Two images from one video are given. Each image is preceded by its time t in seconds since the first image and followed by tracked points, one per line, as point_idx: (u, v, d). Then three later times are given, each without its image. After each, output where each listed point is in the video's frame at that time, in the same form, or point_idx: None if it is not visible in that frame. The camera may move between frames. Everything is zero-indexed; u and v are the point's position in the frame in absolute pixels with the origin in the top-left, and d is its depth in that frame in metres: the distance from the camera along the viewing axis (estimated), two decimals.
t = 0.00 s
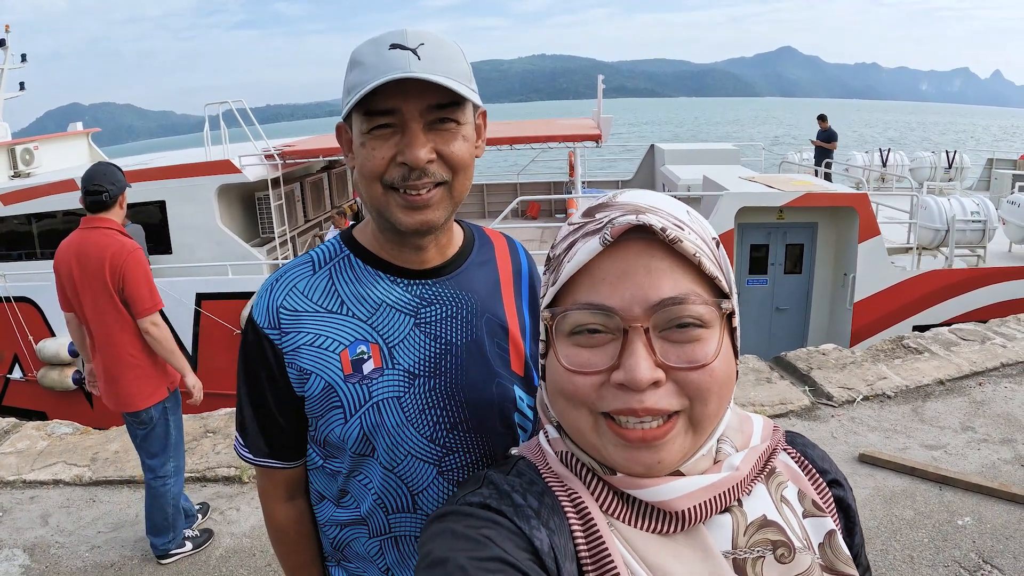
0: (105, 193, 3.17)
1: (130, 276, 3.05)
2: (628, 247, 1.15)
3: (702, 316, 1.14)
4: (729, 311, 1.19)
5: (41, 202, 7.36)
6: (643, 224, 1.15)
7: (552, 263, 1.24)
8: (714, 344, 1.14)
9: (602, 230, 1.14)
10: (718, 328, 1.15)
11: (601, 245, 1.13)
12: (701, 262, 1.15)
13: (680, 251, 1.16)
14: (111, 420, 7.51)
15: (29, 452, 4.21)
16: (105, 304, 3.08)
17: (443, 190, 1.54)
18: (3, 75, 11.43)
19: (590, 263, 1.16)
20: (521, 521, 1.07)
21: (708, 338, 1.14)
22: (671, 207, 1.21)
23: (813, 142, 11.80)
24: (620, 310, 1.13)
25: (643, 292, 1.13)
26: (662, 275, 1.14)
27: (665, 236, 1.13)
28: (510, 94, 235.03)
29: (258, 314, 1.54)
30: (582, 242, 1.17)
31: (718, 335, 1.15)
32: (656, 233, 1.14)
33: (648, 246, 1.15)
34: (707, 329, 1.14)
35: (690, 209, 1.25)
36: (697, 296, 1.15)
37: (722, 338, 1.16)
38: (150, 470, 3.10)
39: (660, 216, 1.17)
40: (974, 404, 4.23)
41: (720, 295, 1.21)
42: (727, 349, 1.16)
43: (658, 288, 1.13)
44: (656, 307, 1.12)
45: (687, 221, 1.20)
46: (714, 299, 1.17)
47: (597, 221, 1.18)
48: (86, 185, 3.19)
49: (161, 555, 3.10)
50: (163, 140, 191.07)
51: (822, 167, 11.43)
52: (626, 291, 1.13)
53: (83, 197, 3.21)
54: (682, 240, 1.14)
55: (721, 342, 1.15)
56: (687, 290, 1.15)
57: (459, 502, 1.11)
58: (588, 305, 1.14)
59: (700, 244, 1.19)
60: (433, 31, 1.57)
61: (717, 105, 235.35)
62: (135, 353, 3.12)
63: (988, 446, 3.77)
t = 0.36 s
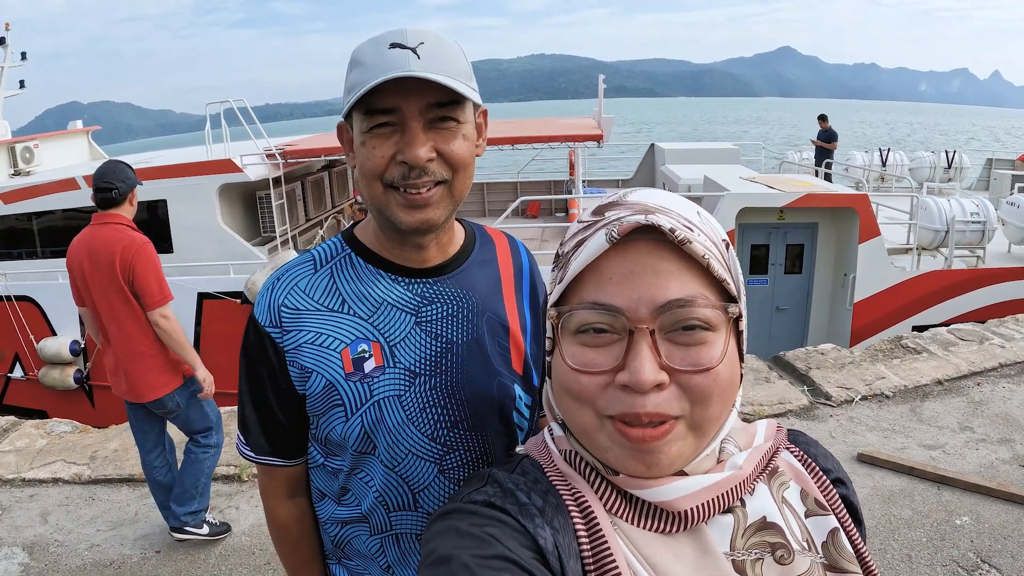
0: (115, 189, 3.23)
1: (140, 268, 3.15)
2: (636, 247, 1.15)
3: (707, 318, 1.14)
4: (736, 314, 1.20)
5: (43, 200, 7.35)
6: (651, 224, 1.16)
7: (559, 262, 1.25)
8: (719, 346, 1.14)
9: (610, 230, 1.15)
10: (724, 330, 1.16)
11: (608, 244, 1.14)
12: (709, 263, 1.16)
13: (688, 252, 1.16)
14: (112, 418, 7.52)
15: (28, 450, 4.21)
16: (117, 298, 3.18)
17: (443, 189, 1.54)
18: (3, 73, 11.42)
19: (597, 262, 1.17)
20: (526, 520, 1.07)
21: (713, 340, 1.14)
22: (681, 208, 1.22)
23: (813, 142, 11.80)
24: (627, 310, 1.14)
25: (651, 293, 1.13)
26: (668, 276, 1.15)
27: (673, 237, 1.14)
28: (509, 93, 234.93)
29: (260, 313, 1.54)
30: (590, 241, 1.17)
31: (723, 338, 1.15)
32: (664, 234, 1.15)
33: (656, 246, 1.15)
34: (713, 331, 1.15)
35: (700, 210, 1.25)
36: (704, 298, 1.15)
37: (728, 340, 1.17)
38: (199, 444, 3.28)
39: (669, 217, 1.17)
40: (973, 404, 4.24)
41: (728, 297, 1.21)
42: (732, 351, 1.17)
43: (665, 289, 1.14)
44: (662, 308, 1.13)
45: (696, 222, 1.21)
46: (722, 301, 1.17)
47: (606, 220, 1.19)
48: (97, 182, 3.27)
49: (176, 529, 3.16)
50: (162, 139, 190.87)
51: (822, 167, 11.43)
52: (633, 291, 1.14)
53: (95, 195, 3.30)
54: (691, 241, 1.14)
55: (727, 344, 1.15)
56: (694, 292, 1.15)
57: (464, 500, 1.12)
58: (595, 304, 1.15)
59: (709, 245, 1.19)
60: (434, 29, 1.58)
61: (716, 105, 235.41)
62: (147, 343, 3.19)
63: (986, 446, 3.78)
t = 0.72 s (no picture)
0: (143, 184, 3.24)
1: (166, 265, 3.15)
2: (627, 242, 1.15)
3: (700, 313, 1.14)
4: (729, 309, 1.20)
5: (42, 199, 7.34)
6: (643, 220, 1.15)
7: (552, 260, 1.24)
8: (712, 341, 1.14)
9: (601, 226, 1.15)
10: (717, 325, 1.16)
11: (600, 241, 1.14)
12: (700, 258, 1.16)
13: (680, 247, 1.16)
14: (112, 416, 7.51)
15: (26, 448, 4.20)
16: (142, 292, 3.17)
17: (440, 187, 1.54)
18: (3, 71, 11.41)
19: (589, 259, 1.17)
20: (521, 517, 1.07)
21: (706, 334, 1.14)
22: (673, 203, 1.22)
23: (813, 142, 11.81)
24: (618, 304, 1.13)
25: (642, 287, 1.13)
26: (661, 271, 1.15)
27: (665, 232, 1.14)
28: (509, 93, 234.91)
29: (257, 311, 1.54)
30: (582, 236, 1.17)
31: (716, 333, 1.15)
32: (655, 229, 1.15)
33: (647, 242, 1.15)
34: (705, 326, 1.15)
35: (692, 206, 1.25)
36: (695, 292, 1.15)
37: (721, 335, 1.16)
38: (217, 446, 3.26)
39: (661, 212, 1.17)
40: (971, 405, 4.24)
41: (720, 292, 1.21)
42: (726, 346, 1.17)
43: (656, 283, 1.14)
44: (653, 302, 1.13)
45: (688, 217, 1.21)
46: (714, 296, 1.17)
47: (597, 217, 1.19)
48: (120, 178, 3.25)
49: (248, 529, 3.22)
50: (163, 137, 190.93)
51: (822, 167, 11.43)
52: (624, 287, 1.13)
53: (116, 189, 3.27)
54: (681, 236, 1.14)
55: (720, 339, 1.15)
56: (686, 287, 1.15)
57: (460, 498, 1.12)
58: (587, 300, 1.14)
59: (700, 240, 1.19)
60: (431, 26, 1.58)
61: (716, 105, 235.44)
62: (169, 339, 3.19)
63: (984, 447, 3.78)
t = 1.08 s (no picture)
0: (187, 177, 3.26)
1: (213, 259, 3.15)
2: (630, 245, 1.15)
3: (702, 316, 1.14)
4: (731, 312, 1.19)
5: (38, 199, 7.36)
6: (645, 221, 1.15)
7: (554, 263, 1.24)
8: (714, 343, 1.14)
9: (603, 228, 1.15)
10: (719, 328, 1.15)
11: (602, 243, 1.13)
12: (702, 261, 1.15)
13: (681, 249, 1.16)
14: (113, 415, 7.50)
15: (24, 448, 4.20)
16: (185, 286, 3.15)
17: (443, 192, 1.53)
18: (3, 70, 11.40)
19: (592, 261, 1.16)
20: (523, 520, 1.07)
21: (708, 337, 1.14)
22: (675, 206, 1.21)
23: (813, 142, 11.82)
24: (620, 308, 1.13)
25: (644, 291, 1.13)
26: (662, 273, 1.14)
27: (667, 234, 1.13)
28: (509, 93, 234.88)
29: (259, 314, 1.54)
30: (584, 240, 1.17)
31: (718, 335, 1.15)
32: (657, 231, 1.15)
33: (649, 244, 1.15)
34: (707, 328, 1.14)
35: (693, 208, 1.25)
36: (698, 295, 1.15)
37: (723, 337, 1.16)
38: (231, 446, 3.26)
39: (662, 214, 1.17)
40: (970, 405, 4.24)
41: (722, 295, 1.20)
42: (728, 348, 1.16)
43: (658, 286, 1.13)
44: (656, 306, 1.12)
45: (689, 220, 1.20)
46: (716, 299, 1.17)
47: (599, 219, 1.19)
48: (163, 170, 3.27)
49: (249, 530, 3.21)
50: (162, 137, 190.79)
51: (822, 167, 11.43)
52: (626, 290, 1.13)
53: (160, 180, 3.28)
54: (684, 238, 1.14)
55: (722, 341, 1.15)
56: (688, 290, 1.15)
57: (462, 500, 1.12)
58: (589, 303, 1.14)
59: (702, 242, 1.19)
60: (435, 28, 1.58)
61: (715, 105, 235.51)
62: (211, 335, 3.20)
63: (983, 447, 3.78)
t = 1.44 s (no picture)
0: (228, 171, 3.35)
1: (247, 256, 3.18)
2: (639, 242, 1.15)
3: (708, 314, 1.14)
4: (737, 309, 1.19)
5: (37, 198, 7.40)
6: (654, 220, 1.15)
7: (563, 261, 1.24)
8: (720, 341, 1.14)
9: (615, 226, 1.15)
10: (725, 325, 1.15)
11: (612, 242, 1.14)
12: (710, 259, 1.16)
13: (688, 247, 1.16)
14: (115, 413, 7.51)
15: (24, 447, 4.20)
16: (213, 281, 3.14)
17: (456, 209, 1.51)
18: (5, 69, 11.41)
19: (602, 259, 1.16)
20: (530, 520, 1.07)
21: (714, 335, 1.14)
22: (683, 205, 1.21)
23: (814, 143, 11.83)
24: (628, 304, 1.13)
25: (651, 288, 1.13)
26: (669, 271, 1.15)
27: (675, 233, 1.13)
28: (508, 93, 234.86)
29: (263, 324, 1.54)
30: (593, 239, 1.17)
31: (724, 333, 1.15)
32: (665, 230, 1.15)
33: (657, 242, 1.16)
34: (713, 326, 1.14)
35: (702, 208, 1.25)
36: (705, 293, 1.15)
37: (729, 335, 1.16)
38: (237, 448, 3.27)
39: (671, 214, 1.17)
40: (970, 406, 4.25)
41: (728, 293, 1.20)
42: (734, 346, 1.17)
43: (665, 284, 1.14)
44: (662, 302, 1.13)
45: (698, 219, 1.20)
46: (723, 296, 1.17)
47: (611, 216, 1.19)
48: (202, 164, 3.34)
49: (250, 530, 3.20)
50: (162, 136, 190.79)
51: (823, 167, 11.45)
52: (634, 286, 1.13)
53: (197, 174, 3.34)
54: (692, 236, 1.14)
55: (728, 339, 1.15)
56: (696, 288, 1.15)
57: (468, 500, 1.12)
58: (598, 300, 1.14)
59: (710, 241, 1.18)
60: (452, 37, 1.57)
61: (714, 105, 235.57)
62: (235, 331, 3.17)
63: (983, 448, 3.79)
